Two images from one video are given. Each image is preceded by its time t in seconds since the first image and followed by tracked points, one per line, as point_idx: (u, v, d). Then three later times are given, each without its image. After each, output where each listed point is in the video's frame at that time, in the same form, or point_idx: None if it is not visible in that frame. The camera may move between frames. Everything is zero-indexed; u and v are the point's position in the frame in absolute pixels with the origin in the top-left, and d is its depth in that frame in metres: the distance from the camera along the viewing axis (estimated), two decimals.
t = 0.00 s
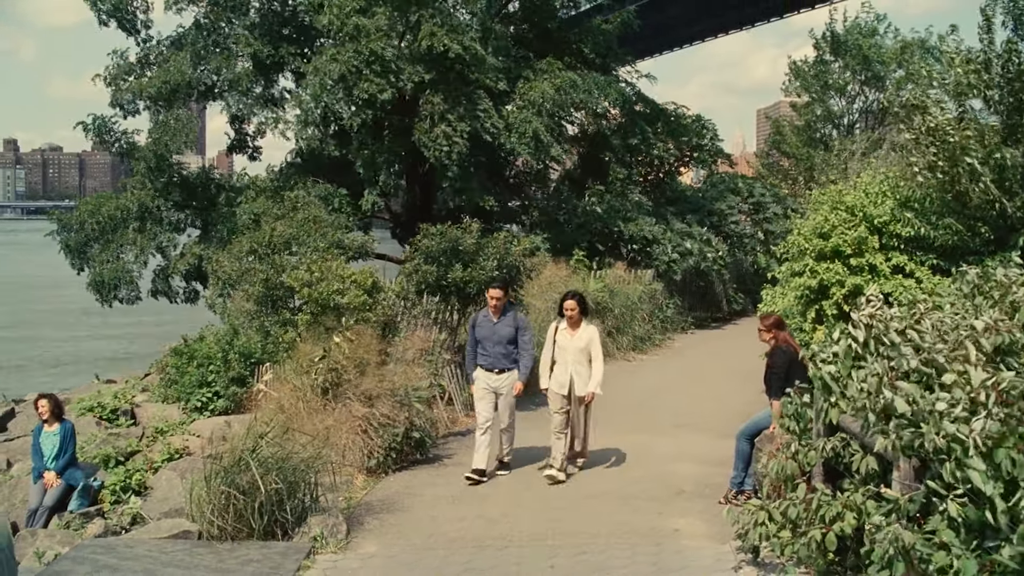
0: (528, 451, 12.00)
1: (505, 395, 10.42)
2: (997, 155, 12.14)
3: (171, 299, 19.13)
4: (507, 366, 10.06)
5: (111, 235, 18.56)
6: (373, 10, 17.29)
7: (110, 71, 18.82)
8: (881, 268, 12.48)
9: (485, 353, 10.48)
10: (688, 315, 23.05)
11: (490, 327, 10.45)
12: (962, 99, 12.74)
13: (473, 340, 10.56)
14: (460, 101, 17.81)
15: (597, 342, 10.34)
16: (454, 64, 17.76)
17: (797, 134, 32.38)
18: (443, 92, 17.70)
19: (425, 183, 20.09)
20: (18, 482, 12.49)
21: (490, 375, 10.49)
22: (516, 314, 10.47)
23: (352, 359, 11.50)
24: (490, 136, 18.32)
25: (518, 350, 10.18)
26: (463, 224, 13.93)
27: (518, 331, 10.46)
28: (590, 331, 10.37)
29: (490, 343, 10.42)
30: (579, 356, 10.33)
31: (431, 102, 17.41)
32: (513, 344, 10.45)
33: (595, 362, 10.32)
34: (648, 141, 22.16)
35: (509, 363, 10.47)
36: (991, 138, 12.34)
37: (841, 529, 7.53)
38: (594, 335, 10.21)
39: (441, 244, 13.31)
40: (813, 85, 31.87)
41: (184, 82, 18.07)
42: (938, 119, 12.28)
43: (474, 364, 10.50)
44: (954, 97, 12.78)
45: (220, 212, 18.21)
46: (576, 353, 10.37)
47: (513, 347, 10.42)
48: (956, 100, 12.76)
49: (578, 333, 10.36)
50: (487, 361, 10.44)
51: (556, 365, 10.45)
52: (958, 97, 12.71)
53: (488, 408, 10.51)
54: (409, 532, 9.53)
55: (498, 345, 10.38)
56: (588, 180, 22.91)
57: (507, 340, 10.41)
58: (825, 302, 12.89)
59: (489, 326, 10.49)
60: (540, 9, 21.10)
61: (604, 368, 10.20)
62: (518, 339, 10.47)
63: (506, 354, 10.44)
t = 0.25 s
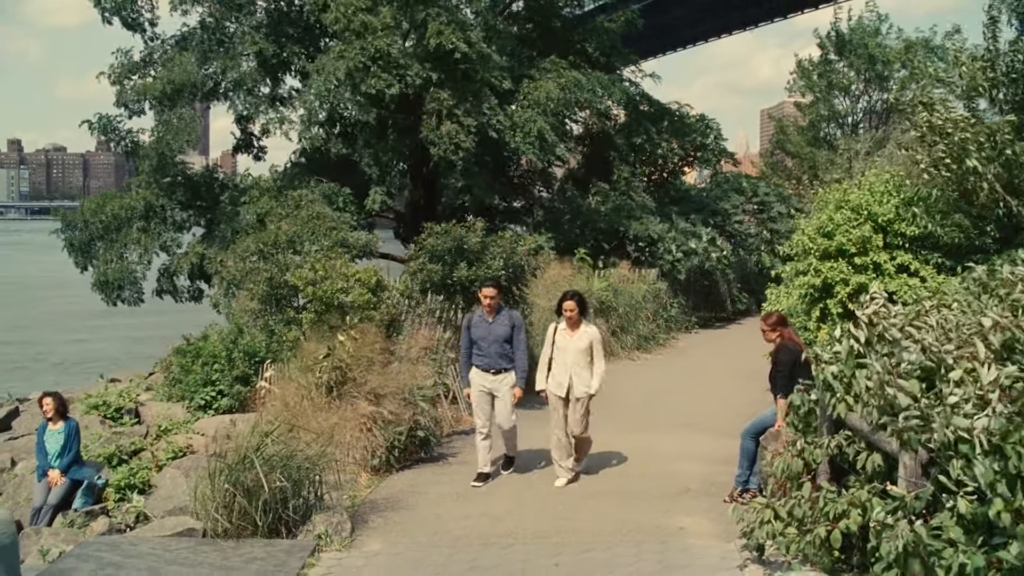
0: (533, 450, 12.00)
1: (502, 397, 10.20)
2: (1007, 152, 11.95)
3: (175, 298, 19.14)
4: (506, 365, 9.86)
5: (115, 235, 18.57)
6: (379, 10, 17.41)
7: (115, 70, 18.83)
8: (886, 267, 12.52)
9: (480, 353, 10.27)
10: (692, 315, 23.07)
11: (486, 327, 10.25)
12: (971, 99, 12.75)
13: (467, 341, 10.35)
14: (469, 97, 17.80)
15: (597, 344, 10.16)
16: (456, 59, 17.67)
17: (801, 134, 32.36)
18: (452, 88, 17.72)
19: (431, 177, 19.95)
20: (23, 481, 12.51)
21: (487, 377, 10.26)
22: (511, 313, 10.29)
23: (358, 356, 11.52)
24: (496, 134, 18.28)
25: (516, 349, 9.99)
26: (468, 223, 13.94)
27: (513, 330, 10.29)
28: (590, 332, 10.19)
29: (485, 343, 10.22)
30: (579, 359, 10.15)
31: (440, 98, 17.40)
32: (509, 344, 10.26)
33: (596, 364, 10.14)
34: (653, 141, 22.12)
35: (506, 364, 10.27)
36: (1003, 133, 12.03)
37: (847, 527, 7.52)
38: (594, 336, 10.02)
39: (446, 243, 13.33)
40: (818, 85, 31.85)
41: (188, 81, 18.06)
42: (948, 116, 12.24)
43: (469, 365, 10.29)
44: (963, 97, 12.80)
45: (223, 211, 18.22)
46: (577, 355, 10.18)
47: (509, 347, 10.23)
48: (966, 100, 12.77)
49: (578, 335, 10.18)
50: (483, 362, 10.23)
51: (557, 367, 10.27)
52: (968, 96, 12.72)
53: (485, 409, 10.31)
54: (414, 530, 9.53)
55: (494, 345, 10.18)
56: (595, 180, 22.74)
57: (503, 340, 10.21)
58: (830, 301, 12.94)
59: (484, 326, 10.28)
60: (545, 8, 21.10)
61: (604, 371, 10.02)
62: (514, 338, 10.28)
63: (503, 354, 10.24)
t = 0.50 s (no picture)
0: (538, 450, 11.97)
1: (502, 397, 10.09)
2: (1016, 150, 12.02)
3: (180, 297, 19.14)
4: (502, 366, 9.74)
5: (120, 234, 18.59)
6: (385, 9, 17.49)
7: (120, 68, 18.84)
8: (891, 265, 12.51)
9: (481, 352, 10.18)
10: (697, 314, 23.08)
11: (487, 326, 10.16)
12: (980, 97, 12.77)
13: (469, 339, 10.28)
14: (475, 95, 17.96)
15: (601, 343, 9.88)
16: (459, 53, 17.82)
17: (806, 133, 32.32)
18: (458, 85, 17.96)
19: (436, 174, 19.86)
20: (28, 479, 12.53)
21: (487, 376, 10.18)
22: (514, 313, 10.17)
23: (364, 355, 11.54)
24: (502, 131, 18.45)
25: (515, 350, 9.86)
26: (475, 221, 13.94)
27: (516, 330, 10.16)
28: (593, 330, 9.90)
29: (486, 343, 10.13)
30: (582, 358, 9.90)
31: (448, 95, 17.47)
32: (510, 344, 10.14)
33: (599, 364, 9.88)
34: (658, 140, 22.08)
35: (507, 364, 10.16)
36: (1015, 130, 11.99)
37: (854, 524, 7.52)
38: (597, 335, 9.75)
39: (452, 241, 13.36)
40: (823, 84, 31.80)
41: (194, 80, 18.05)
42: (956, 113, 12.20)
43: (471, 364, 10.21)
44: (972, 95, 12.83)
45: (228, 210, 18.23)
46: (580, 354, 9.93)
47: (510, 348, 10.12)
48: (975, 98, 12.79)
49: (581, 334, 9.92)
50: (483, 361, 10.15)
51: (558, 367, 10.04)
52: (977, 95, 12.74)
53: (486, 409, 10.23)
54: (419, 528, 9.52)
55: (494, 345, 10.08)
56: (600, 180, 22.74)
57: (504, 340, 10.10)
58: (835, 300, 12.99)
59: (486, 325, 10.18)
60: (550, 8, 21.09)
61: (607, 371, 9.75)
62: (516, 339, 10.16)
63: (503, 354, 10.13)
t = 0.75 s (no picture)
0: (544, 450, 11.95)
1: (506, 402, 9.83)
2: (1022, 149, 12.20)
3: (186, 297, 19.15)
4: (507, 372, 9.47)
5: (126, 233, 18.61)
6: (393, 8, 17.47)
7: (127, 66, 18.86)
8: (899, 263, 12.40)
9: (487, 356, 9.90)
10: (703, 313, 23.10)
11: (493, 329, 9.87)
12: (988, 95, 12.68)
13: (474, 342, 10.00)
14: (483, 94, 18.08)
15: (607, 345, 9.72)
16: (466, 53, 18.03)
17: (813, 133, 32.27)
18: (467, 84, 18.11)
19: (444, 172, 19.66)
20: (35, 477, 12.54)
21: (492, 381, 9.91)
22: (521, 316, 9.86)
23: (371, 353, 11.54)
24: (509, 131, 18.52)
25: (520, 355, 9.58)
26: (481, 220, 13.93)
27: (522, 334, 9.86)
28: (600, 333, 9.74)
29: (492, 347, 9.85)
30: (588, 361, 9.72)
31: (457, 94, 17.53)
32: (516, 349, 9.85)
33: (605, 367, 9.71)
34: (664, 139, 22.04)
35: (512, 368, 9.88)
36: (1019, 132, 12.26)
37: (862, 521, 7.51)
38: (604, 337, 9.57)
39: (458, 240, 13.47)
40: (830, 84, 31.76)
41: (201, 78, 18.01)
42: (965, 112, 12.31)
43: (475, 368, 9.92)
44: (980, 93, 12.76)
45: (235, 210, 18.24)
46: (585, 357, 9.75)
47: (516, 352, 9.83)
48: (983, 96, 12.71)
49: (588, 336, 9.73)
50: (489, 366, 9.87)
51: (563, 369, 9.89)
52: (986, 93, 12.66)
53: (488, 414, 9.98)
54: (426, 526, 9.52)
55: (500, 349, 9.80)
56: (606, 179, 22.65)
57: (510, 344, 9.81)
58: (842, 299, 12.81)
59: (492, 328, 9.91)
60: (556, 7, 21.07)
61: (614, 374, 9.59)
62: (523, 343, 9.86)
63: (509, 359, 9.84)
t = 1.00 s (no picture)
0: (552, 450, 11.93)
1: (513, 401, 9.77)
2: None
3: (193, 296, 19.16)
4: (516, 368, 9.44)
5: (134, 232, 18.63)
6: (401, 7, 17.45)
7: (135, 65, 18.88)
8: (907, 262, 12.39)
9: (494, 355, 9.88)
10: (710, 312, 23.06)
11: (501, 328, 9.87)
12: (998, 93, 12.60)
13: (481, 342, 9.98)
14: (492, 93, 18.18)
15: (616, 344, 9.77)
16: (476, 54, 18.18)
17: (820, 133, 32.21)
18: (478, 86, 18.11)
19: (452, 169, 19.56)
20: (43, 475, 12.56)
21: (499, 380, 9.87)
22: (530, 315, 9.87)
23: (379, 352, 11.59)
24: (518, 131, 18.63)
25: (530, 352, 9.56)
26: (489, 218, 13.90)
27: (530, 333, 9.86)
28: (610, 332, 9.79)
29: (499, 345, 9.84)
30: (597, 359, 9.75)
31: (468, 94, 17.68)
32: (525, 347, 9.84)
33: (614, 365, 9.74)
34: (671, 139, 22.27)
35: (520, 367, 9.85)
36: None
37: (871, 519, 7.50)
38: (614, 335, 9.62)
39: (465, 238, 13.38)
40: (838, 83, 31.69)
41: (209, 77, 18.02)
42: (969, 110, 12.48)
43: (482, 367, 9.90)
44: (990, 91, 12.67)
45: (242, 209, 18.26)
46: (595, 355, 9.77)
47: (524, 351, 9.82)
48: (992, 94, 12.63)
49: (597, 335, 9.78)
50: (496, 364, 9.84)
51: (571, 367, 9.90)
52: (995, 91, 12.58)
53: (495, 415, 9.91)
54: (434, 524, 9.52)
55: (508, 348, 9.78)
56: (612, 178, 22.51)
57: (518, 343, 9.80)
58: (850, 297, 12.83)
59: (501, 328, 9.90)
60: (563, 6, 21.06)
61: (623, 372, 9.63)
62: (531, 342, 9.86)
63: (517, 358, 9.82)
